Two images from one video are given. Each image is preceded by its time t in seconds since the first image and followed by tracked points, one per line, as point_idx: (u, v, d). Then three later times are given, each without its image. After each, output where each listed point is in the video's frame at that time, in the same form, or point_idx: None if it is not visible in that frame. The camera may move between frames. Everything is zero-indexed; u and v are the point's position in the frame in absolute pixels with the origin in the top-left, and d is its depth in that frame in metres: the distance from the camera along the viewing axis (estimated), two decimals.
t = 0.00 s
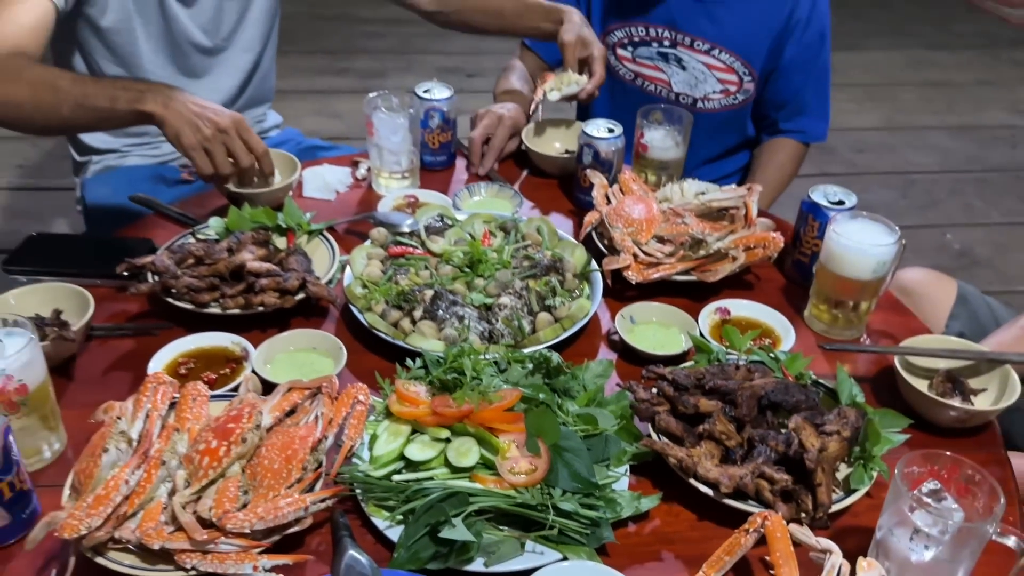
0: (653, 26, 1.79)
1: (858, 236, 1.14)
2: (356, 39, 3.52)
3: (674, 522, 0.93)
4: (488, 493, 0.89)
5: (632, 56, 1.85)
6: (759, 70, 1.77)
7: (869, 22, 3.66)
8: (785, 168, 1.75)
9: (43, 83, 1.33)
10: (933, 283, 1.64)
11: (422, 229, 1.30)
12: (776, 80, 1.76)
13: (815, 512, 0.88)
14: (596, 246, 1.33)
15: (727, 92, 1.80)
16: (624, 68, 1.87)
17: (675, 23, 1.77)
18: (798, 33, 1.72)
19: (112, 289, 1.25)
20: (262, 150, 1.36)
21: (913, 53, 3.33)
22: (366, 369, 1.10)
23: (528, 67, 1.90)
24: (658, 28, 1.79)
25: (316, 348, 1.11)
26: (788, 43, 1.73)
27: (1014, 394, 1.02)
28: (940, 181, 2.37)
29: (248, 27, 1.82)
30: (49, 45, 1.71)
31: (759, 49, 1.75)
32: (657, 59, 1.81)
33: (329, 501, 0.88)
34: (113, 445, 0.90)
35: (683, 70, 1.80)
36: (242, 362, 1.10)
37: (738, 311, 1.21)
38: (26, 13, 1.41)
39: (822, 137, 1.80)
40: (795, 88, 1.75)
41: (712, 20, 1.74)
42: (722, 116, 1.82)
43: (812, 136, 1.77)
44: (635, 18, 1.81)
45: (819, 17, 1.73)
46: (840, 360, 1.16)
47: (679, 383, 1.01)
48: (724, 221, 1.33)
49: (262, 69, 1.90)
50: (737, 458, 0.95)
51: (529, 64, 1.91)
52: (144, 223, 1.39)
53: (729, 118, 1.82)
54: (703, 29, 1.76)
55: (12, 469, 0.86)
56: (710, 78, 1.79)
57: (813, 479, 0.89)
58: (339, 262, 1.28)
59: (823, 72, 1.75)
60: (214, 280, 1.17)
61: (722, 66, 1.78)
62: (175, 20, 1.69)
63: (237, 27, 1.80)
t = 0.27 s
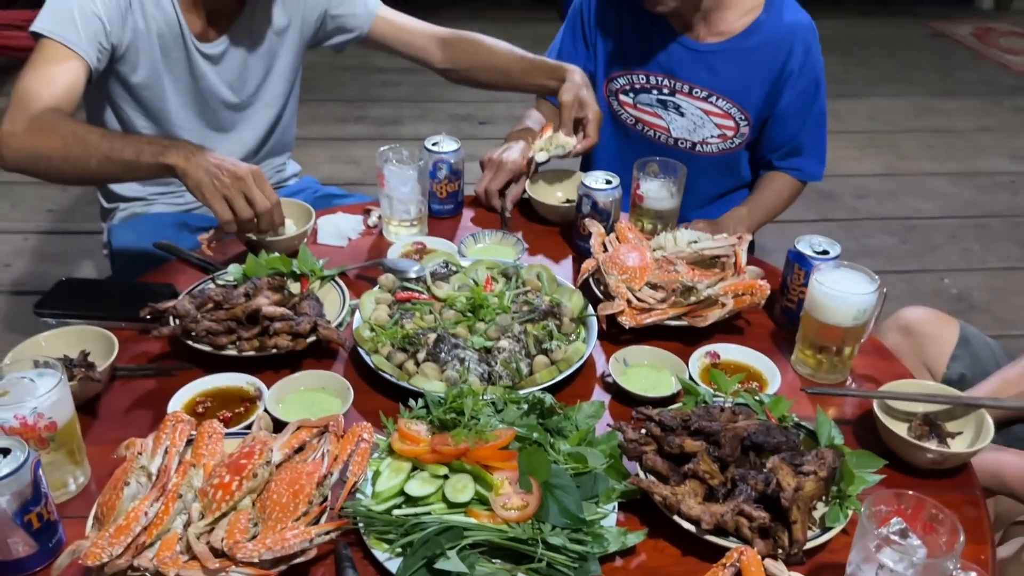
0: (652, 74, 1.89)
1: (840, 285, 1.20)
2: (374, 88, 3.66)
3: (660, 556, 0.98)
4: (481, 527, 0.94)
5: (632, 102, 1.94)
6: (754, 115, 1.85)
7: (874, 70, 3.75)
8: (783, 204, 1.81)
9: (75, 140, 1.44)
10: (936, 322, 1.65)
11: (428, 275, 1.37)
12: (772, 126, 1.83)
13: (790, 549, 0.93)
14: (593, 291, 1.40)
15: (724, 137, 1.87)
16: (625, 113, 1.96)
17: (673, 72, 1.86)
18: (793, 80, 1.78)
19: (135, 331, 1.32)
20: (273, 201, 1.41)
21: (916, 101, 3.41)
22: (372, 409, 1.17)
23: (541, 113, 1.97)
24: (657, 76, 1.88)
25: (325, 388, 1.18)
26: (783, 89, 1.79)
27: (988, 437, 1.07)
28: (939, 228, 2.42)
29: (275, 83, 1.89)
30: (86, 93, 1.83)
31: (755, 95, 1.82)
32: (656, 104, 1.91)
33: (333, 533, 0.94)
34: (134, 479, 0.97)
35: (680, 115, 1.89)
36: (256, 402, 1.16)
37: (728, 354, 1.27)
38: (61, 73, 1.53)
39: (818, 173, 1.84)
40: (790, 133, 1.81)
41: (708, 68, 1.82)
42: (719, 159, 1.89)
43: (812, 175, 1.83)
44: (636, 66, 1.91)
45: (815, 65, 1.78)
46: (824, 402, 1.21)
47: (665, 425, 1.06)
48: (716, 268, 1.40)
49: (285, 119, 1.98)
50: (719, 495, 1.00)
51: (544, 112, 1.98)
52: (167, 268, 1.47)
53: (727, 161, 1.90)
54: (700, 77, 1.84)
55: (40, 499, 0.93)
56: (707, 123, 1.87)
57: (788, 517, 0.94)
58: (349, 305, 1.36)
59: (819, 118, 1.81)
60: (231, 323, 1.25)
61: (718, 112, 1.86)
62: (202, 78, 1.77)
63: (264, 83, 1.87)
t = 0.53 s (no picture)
0: (660, 112, 1.93)
1: (823, 318, 1.23)
2: (387, 126, 3.76)
3: None
4: (468, 548, 0.98)
5: (640, 138, 1.98)
6: (757, 154, 1.89)
7: (879, 108, 3.81)
8: (758, 233, 1.87)
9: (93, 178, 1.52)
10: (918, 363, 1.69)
11: (427, 306, 1.42)
12: (772, 163, 1.88)
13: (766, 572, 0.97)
14: (587, 323, 1.45)
15: (726, 173, 1.93)
16: (632, 148, 2.00)
17: (680, 110, 1.90)
18: (791, 121, 1.84)
19: (146, 360, 1.37)
20: (279, 239, 1.47)
21: (920, 138, 3.46)
22: (369, 435, 1.21)
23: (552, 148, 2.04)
24: (665, 113, 1.92)
25: (325, 415, 1.22)
26: (782, 130, 1.85)
27: (966, 465, 1.10)
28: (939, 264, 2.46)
29: (286, 122, 1.96)
30: (106, 134, 1.92)
31: (757, 134, 1.87)
32: (662, 141, 1.95)
33: (326, 553, 0.99)
34: (139, 499, 1.02)
35: (686, 152, 1.93)
36: (258, 428, 1.21)
37: (716, 385, 1.30)
38: (82, 114, 1.61)
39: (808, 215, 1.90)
40: (786, 173, 1.87)
41: (713, 108, 1.87)
42: (722, 194, 1.95)
43: (799, 218, 1.89)
44: (645, 104, 1.95)
45: (814, 107, 1.83)
46: (807, 432, 1.24)
47: (649, 451, 1.10)
48: (706, 301, 1.44)
49: (296, 158, 2.06)
50: (700, 520, 1.04)
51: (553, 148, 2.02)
52: (179, 300, 1.53)
53: (729, 197, 1.95)
54: (706, 116, 1.88)
55: (49, 517, 0.98)
56: (711, 160, 1.92)
57: (764, 541, 0.98)
58: (351, 336, 1.41)
59: (817, 158, 1.86)
60: (237, 352, 1.30)
61: (721, 150, 1.90)
62: (216, 119, 1.86)
63: (276, 123, 1.95)
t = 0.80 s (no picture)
0: (663, 150, 1.99)
1: (820, 358, 1.27)
2: (403, 164, 3.84)
3: None
4: None
5: (644, 176, 2.04)
6: (756, 194, 1.92)
7: (888, 146, 3.86)
8: (750, 271, 1.85)
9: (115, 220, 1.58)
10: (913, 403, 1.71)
11: (436, 344, 1.46)
12: (769, 204, 1.90)
13: None
14: (592, 361, 1.49)
15: (726, 212, 1.95)
16: (637, 186, 2.06)
17: (681, 149, 1.96)
18: (788, 163, 1.86)
19: (164, 396, 1.42)
20: (292, 279, 1.52)
21: (929, 176, 3.50)
22: (377, 471, 1.25)
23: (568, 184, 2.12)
24: (668, 152, 1.98)
25: (335, 451, 1.26)
26: (779, 170, 1.87)
27: (959, 506, 1.13)
28: (948, 301, 2.54)
29: (305, 164, 2.02)
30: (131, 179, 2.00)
31: (756, 174, 1.90)
32: (665, 180, 2.00)
33: None
34: (155, 532, 1.05)
35: (687, 190, 1.97)
36: (270, 463, 1.25)
37: (717, 423, 1.33)
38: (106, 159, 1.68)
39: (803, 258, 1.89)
40: (782, 214, 1.88)
41: (713, 147, 1.91)
42: (722, 233, 1.97)
43: (792, 259, 1.88)
44: (649, 144, 2.01)
45: (811, 151, 1.86)
46: (806, 470, 1.26)
47: (648, 489, 1.13)
48: (709, 339, 1.47)
49: (314, 201, 2.11)
50: (697, 557, 1.06)
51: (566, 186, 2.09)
52: (197, 338, 1.59)
53: (729, 236, 1.97)
54: (706, 156, 1.93)
55: (69, 549, 1.03)
56: (711, 199, 1.95)
57: None
58: (362, 373, 1.45)
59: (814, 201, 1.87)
60: (251, 389, 1.34)
61: (721, 189, 1.94)
62: (236, 162, 1.92)
63: (295, 166, 2.01)
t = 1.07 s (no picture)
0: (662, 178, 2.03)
1: (816, 384, 1.29)
2: (409, 191, 3.89)
3: None
4: None
5: (644, 203, 2.08)
6: (750, 222, 1.95)
7: (890, 175, 3.88)
8: (738, 298, 1.88)
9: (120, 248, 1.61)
10: (930, 420, 1.74)
11: (439, 369, 1.49)
12: (761, 232, 1.93)
13: None
14: (592, 385, 1.51)
15: (721, 239, 1.99)
16: (638, 214, 2.11)
17: (679, 177, 2.00)
18: (781, 192, 1.89)
19: (171, 419, 1.44)
20: (297, 304, 1.55)
21: (930, 205, 3.52)
22: (380, 494, 1.27)
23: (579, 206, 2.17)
24: (667, 180, 2.02)
25: (340, 474, 1.28)
26: (772, 199, 1.90)
27: (954, 529, 1.14)
28: (949, 328, 2.57)
29: (313, 193, 2.07)
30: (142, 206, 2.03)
31: (750, 203, 1.93)
32: (664, 207, 2.04)
33: None
34: (162, 552, 1.09)
35: (685, 217, 2.01)
36: (276, 486, 1.27)
37: (716, 447, 1.35)
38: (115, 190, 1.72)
39: (789, 287, 1.91)
40: (770, 242, 1.91)
41: (710, 176, 1.95)
42: (718, 260, 2.00)
43: (776, 286, 1.90)
44: (649, 172, 2.06)
45: (805, 181, 1.88)
46: (803, 494, 1.28)
47: (647, 512, 1.15)
48: (708, 365, 1.49)
49: (322, 229, 2.15)
50: None
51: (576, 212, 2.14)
52: (205, 362, 1.61)
53: (725, 264, 2.01)
54: (703, 184, 1.97)
55: (77, 569, 1.05)
56: (707, 226, 1.99)
57: None
58: (366, 397, 1.48)
59: (806, 230, 1.90)
60: (257, 413, 1.36)
61: (717, 217, 1.97)
62: (246, 191, 1.96)
63: (303, 196, 2.06)
